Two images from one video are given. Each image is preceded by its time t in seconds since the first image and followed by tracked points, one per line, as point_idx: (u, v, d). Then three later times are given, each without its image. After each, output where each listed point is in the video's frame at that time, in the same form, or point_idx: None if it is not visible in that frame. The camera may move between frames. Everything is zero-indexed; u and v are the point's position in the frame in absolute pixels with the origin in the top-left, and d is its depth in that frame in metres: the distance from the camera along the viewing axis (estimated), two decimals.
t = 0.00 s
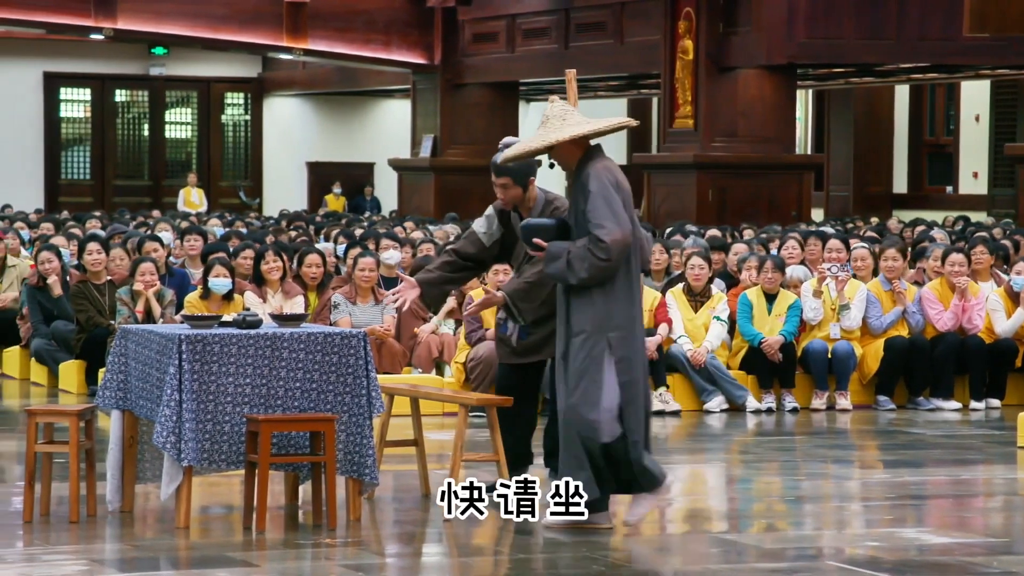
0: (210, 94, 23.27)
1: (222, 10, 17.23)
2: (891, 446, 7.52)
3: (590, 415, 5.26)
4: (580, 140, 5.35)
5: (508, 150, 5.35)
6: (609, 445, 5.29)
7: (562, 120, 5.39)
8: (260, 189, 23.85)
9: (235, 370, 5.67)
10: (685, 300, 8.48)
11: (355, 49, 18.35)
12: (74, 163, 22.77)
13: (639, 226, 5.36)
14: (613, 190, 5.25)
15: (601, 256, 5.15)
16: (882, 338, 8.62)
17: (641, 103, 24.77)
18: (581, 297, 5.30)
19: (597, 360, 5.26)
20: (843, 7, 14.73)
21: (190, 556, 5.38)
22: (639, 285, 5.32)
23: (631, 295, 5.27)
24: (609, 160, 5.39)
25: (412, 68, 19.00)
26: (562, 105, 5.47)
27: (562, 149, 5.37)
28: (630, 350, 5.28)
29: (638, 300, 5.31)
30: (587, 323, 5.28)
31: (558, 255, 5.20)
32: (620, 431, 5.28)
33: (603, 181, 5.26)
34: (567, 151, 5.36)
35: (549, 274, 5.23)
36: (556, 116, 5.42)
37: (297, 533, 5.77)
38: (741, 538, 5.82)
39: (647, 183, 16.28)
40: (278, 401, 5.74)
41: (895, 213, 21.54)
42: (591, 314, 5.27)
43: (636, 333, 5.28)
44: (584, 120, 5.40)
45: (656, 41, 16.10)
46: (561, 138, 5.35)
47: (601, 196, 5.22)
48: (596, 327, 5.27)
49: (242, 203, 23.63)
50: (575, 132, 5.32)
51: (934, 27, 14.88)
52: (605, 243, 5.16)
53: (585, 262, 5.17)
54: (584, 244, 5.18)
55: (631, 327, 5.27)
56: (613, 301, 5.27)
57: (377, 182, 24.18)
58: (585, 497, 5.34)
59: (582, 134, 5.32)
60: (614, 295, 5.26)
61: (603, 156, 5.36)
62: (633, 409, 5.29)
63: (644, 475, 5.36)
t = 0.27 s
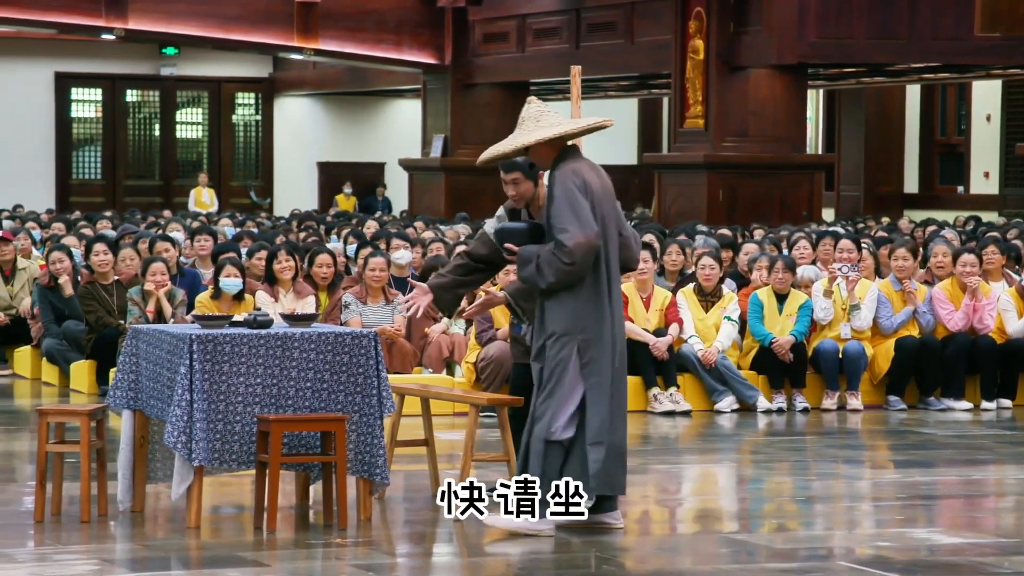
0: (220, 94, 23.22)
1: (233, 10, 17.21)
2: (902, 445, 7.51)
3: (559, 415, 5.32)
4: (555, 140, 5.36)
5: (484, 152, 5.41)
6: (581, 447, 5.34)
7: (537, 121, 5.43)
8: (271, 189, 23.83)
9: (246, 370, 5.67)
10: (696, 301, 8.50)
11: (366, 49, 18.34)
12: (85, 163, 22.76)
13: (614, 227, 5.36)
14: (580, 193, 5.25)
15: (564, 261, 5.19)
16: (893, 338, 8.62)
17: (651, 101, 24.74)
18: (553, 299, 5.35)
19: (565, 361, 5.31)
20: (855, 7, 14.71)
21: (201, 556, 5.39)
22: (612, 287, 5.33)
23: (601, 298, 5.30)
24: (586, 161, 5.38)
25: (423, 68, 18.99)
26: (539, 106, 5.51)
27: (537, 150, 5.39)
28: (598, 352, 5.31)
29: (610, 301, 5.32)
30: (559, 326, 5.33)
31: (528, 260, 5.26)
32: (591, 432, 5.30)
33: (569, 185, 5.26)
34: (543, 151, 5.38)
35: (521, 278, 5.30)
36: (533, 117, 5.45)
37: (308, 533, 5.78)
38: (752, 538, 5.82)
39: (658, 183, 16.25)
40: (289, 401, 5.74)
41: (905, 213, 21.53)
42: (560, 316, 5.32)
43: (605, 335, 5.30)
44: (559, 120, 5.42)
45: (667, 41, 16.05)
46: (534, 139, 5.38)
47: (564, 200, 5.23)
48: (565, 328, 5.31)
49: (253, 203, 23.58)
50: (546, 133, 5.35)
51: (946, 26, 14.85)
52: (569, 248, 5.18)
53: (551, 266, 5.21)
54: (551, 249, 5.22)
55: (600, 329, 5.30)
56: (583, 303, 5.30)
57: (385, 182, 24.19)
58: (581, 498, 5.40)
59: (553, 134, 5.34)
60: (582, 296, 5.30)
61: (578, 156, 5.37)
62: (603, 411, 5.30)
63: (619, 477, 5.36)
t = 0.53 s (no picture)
0: (224, 94, 23.24)
1: (235, 10, 17.22)
2: (905, 446, 7.51)
3: (526, 415, 5.35)
4: (526, 138, 5.37)
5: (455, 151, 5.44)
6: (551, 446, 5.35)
7: (507, 119, 5.43)
8: (274, 189, 23.87)
9: (249, 370, 5.68)
10: (699, 300, 8.48)
11: (369, 49, 18.35)
12: (88, 163, 22.74)
13: (583, 226, 5.30)
14: (540, 195, 5.22)
15: (521, 263, 5.17)
16: (896, 337, 8.62)
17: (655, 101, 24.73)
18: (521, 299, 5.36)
19: (530, 362, 5.33)
20: (858, 7, 14.71)
21: (204, 556, 5.39)
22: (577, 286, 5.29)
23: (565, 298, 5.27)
24: (558, 158, 5.36)
25: (426, 69, 18.98)
26: (513, 102, 5.51)
27: (509, 147, 5.40)
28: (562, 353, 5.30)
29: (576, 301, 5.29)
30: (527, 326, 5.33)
31: (491, 262, 5.27)
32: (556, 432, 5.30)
33: (530, 187, 5.23)
34: (515, 148, 5.39)
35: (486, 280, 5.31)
36: (504, 114, 5.46)
37: (311, 533, 5.78)
38: (755, 538, 5.82)
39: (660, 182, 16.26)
40: (292, 401, 5.74)
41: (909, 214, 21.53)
42: (527, 317, 5.33)
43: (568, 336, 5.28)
44: (530, 116, 5.41)
45: (670, 41, 16.06)
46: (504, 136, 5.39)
47: (523, 202, 5.20)
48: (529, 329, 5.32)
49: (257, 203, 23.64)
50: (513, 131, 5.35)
51: (949, 27, 14.84)
52: (524, 251, 5.16)
53: (511, 269, 5.21)
54: (510, 252, 5.22)
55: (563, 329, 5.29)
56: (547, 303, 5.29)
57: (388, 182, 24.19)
58: (553, 491, 5.35)
59: (521, 134, 5.34)
60: (544, 297, 5.29)
61: (549, 153, 5.36)
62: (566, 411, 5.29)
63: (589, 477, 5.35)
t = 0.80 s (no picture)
0: (231, 94, 23.28)
1: (242, 10, 17.24)
2: (913, 446, 7.50)
3: (508, 420, 5.28)
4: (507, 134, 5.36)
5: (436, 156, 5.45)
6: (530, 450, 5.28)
7: (483, 117, 5.41)
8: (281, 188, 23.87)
9: (257, 370, 5.68)
10: (706, 300, 8.48)
11: (376, 49, 18.35)
12: (96, 162, 22.76)
13: (557, 225, 5.23)
14: (505, 195, 5.18)
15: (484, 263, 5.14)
16: (904, 338, 8.61)
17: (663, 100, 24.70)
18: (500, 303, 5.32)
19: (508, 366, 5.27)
20: (865, 7, 14.70)
21: (212, 556, 5.40)
22: (549, 286, 5.22)
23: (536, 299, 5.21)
24: (536, 158, 5.31)
25: (433, 68, 18.98)
26: (489, 98, 5.48)
27: (491, 146, 5.42)
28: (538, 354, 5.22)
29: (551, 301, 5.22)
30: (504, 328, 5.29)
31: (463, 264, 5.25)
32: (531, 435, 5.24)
33: (496, 187, 5.20)
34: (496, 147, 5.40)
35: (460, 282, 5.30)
36: (481, 111, 5.45)
37: (319, 533, 5.78)
38: (762, 539, 5.82)
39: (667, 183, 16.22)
40: (300, 401, 5.74)
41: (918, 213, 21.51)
42: (503, 318, 5.28)
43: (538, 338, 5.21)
44: (504, 112, 5.38)
45: (678, 41, 16.06)
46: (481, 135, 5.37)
47: (486, 204, 5.17)
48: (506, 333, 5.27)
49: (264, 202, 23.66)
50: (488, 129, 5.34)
51: (958, 27, 14.82)
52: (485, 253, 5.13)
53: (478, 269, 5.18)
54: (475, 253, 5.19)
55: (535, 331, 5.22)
56: (523, 305, 5.24)
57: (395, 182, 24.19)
58: (551, 490, 5.27)
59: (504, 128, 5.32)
60: (517, 299, 5.24)
61: (528, 150, 5.35)
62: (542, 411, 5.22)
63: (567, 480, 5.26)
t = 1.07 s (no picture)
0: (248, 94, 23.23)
1: (258, 10, 17.24)
2: (930, 446, 7.48)
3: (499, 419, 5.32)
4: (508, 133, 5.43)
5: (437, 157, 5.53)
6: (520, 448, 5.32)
7: (482, 119, 5.49)
8: (298, 189, 23.82)
9: (274, 371, 5.68)
10: (723, 300, 8.47)
11: (393, 50, 18.35)
12: (113, 163, 22.72)
13: (548, 226, 5.29)
14: (499, 195, 5.23)
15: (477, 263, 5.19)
16: (921, 338, 8.61)
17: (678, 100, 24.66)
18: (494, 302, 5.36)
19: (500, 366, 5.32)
20: (882, 5, 14.70)
21: (229, 555, 5.40)
22: (540, 286, 5.27)
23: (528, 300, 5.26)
24: (531, 162, 5.37)
25: (450, 68, 18.96)
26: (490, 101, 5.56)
27: (491, 149, 5.49)
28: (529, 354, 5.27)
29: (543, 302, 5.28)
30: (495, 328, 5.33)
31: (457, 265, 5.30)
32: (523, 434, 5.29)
33: (491, 188, 5.25)
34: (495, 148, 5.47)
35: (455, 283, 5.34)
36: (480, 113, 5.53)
37: (336, 533, 5.78)
38: (779, 539, 5.81)
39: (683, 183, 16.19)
40: (317, 401, 5.74)
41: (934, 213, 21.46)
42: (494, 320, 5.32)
43: (528, 338, 5.26)
44: (501, 113, 5.45)
45: (694, 41, 16.04)
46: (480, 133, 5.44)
47: (480, 203, 5.22)
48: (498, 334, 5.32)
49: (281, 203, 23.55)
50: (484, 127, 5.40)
51: (975, 26, 14.80)
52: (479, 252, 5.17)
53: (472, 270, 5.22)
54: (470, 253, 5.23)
55: (527, 331, 5.27)
56: (516, 306, 5.28)
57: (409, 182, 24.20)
58: (553, 489, 5.29)
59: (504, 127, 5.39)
60: (508, 300, 5.28)
61: (526, 151, 5.42)
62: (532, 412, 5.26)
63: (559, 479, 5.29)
